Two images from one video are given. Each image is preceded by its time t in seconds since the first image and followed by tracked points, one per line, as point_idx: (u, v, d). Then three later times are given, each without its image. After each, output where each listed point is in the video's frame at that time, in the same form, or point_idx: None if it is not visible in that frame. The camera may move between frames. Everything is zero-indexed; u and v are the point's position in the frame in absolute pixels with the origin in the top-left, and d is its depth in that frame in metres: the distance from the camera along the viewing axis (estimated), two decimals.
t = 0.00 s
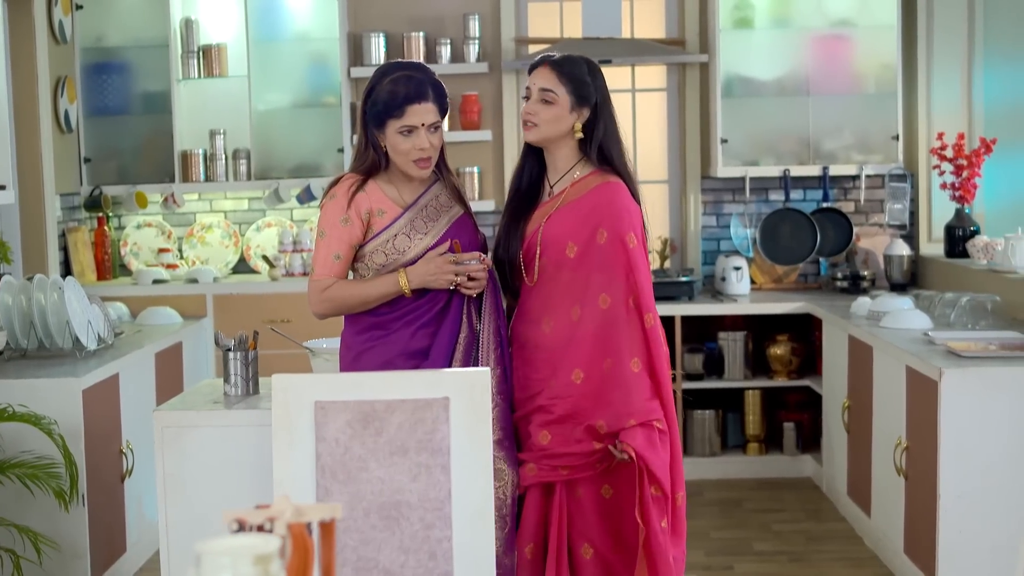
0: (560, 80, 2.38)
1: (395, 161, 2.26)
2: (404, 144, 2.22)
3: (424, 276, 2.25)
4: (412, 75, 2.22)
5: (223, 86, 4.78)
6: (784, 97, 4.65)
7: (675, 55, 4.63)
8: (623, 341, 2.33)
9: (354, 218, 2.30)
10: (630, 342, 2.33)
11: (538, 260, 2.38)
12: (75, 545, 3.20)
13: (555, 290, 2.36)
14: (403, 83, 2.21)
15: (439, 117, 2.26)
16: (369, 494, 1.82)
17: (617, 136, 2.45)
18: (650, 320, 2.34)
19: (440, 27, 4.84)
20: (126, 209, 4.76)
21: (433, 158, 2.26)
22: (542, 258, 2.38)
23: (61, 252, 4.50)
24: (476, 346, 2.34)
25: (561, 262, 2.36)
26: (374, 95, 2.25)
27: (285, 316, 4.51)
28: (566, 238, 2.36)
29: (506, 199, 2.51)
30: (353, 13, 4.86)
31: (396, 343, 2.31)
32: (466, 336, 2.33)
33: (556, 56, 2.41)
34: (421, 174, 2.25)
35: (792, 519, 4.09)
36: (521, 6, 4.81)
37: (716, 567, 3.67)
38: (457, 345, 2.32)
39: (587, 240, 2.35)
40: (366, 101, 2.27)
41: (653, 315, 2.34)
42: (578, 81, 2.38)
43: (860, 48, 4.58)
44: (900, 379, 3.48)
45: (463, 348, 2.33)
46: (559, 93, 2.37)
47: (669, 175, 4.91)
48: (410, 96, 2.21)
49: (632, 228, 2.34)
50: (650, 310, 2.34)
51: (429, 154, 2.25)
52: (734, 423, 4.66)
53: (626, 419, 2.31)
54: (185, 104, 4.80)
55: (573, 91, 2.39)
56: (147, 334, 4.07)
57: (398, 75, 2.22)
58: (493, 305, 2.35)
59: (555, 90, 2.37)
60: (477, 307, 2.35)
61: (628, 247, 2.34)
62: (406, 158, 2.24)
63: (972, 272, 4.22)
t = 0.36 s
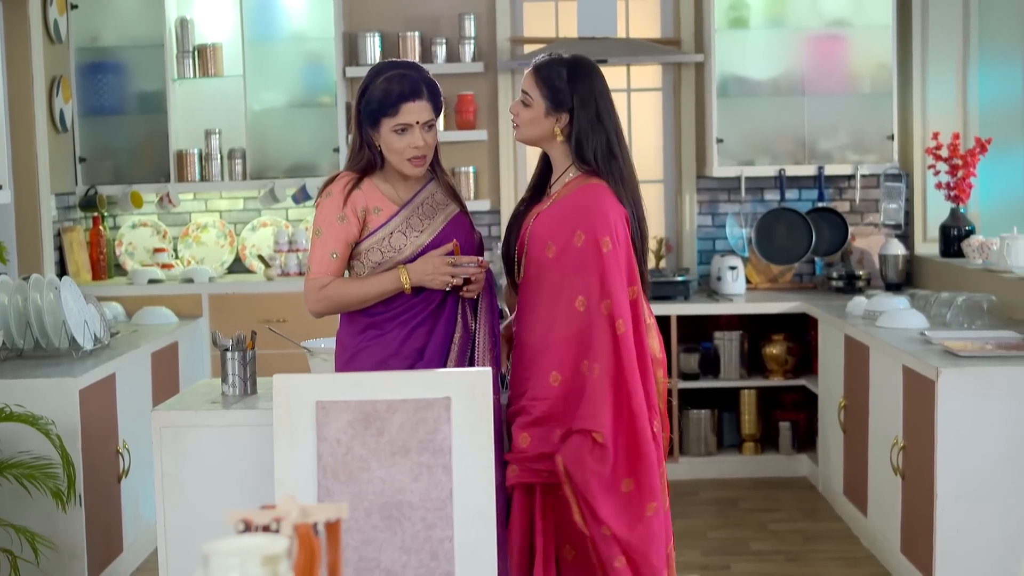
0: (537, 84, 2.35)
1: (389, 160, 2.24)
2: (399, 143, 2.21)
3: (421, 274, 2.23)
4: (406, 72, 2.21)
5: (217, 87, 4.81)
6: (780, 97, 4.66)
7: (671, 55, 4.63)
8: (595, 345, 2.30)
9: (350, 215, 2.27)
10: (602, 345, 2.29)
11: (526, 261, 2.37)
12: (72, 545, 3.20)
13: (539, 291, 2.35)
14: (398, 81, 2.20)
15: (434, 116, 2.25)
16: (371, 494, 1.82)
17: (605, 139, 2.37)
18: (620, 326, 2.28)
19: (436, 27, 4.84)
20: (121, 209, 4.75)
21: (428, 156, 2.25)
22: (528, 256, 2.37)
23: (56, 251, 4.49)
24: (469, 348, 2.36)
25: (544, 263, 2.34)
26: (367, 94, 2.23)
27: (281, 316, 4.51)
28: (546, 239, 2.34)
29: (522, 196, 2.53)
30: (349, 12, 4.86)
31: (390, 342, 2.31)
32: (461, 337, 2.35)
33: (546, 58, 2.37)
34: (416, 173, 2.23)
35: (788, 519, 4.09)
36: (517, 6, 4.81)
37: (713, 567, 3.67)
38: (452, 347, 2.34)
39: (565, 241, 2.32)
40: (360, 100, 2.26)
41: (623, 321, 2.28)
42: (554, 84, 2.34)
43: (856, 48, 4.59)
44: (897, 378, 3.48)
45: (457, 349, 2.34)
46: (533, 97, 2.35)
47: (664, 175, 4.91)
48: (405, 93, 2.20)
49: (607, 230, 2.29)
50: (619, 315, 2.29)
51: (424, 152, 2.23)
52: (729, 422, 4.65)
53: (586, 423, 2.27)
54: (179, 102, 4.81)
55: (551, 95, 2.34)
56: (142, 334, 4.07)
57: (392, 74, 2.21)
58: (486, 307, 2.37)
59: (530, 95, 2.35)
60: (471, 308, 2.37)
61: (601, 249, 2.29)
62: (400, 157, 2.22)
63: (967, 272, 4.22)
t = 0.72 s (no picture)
0: (536, 87, 2.34)
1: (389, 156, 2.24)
2: (399, 140, 2.21)
3: (421, 273, 2.22)
4: (405, 70, 2.21)
5: (215, 86, 4.82)
6: (778, 96, 4.65)
7: (670, 54, 4.63)
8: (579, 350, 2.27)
9: (350, 211, 2.27)
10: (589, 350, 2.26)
11: (530, 265, 2.37)
12: (72, 544, 3.20)
13: (542, 296, 2.34)
14: (397, 78, 2.21)
15: (433, 114, 2.25)
16: (375, 493, 1.82)
17: (602, 142, 2.34)
18: (597, 331, 2.24)
19: (434, 26, 4.83)
20: (119, 208, 4.74)
21: (428, 154, 2.24)
22: (533, 260, 2.36)
23: (54, 251, 4.49)
24: (468, 347, 2.36)
25: (544, 267, 2.34)
26: (367, 91, 2.23)
27: (279, 316, 4.51)
28: (546, 243, 2.33)
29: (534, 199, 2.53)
30: (347, 11, 4.86)
31: (389, 340, 2.30)
32: (459, 337, 2.35)
33: (550, 60, 2.36)
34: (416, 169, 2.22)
35: (787, 517, 4.09)
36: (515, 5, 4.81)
37: (712, 565, 3.67)
38: (451, 346, 2.34)
39: (561, 245, 2.31)
40: (359, 98, 2.26)
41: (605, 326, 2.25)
42: (553, 87, 2.33)
43: (854, 47, 4.59)
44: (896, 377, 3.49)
45: (456, 348, 2.34)
46: (533, 100, 2.34)
47: (662, 174, 4.91)
48: (404, 90, 2.20)
49: (596, 235, 2.26)
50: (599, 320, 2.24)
51: (424, 149, 2.23)
52: (727, 421, 4.65)
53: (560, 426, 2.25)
54: (177, 101, 4.82)
55: (549, 98, 2.33)
56: (140, 333, 4.06)
57: (392, 71, 2.21)
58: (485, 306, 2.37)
59: (529, 97, 2.34)
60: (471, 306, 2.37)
61: (592, 254, 2.26)
62: (400, 153, 2.22)
63: (965, 271, 4.22)
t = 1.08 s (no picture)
0: (542, 84, 2.34)
1: (392, 161, 2.25)
2: (404, 149, 2.22)
3: (422, 271, 2.23)
4: (415, 80, 2.20)
5: (214, 83, 4.76)
6: (775, 94, 4.65)
7: (667, 53, 4.63)
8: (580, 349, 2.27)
9: (350, 208, 2.27)
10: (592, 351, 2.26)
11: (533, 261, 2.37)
12: (71, 543, 3.19)
13: (544, 293, 2.34)
14: (406, 89, 2.19)
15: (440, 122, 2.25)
16: (378, 492, 1.82)
17: (611, 137, 2.35)
18: (608, 332, 2.25)
19: (432, 24, 4.83)
20: (116, 206, 4.74)
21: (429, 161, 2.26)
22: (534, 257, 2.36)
23: (51, 249, 4.48)
24: (466, 346, 2.35)
25: (547, 264, 2.33)
26: (374, 97, 2.22)
27: (277, 314, 4.51)
28: (549, 240, 2.33)
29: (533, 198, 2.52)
30: (344, 9, 4.86)
31: (389, 338, 2.30)
32: (457, 336, 2.34)
33: (553, 56, 2.36)
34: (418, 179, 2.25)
35: (785, 515, 4.10)
36: (512, 2, 4.80)
37: (711, 563, 3.67)
38: (450, 346, 2.34)
39: (565, 244, 2.30)
40: (365, 100, 2.25)
41: (611, 326, 2.25)
42: (560, 83, 2.33)
43: (851, 45, 4.59)
44: (894, 375, 3.49)
45: (455, 347, 2.34)
46: (539, 97, 2.33)
47: (660, 172, 4.92)
48: (413, 103, 2.19)
49: (603, 234, 2.26)
50: (608, 320, 2.25)
51: (427, 159, 2.25)
52: (724, 419, 4.66)
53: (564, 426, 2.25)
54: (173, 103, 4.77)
55: (556, 94, 2.33)
56: (138, 331, 4.06)
57: (403, 82, 2.20)
58: (484, 306, 2.37)
59: (536, 95, 2.34)
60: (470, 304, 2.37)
61: (596, 254, 2.26)
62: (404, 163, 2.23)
63: (963, 269, 4.23)
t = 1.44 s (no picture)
0: (544, 87, 2.33)
1: (398, 162, 2.25)
2: (411, 150, 2.22)
3: (428, 270, 2.22)
4: (422, 80, 2.20)
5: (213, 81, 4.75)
6: (775, 93, 4.65)
7: (667, 52, 4.62)
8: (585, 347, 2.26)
9: (356, 207, 2.27)
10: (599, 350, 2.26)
11: (540, 259, 2.37)
12: (72, 543, 3.19)
13: (551, 292, 2.34)
14: (414, 89, 2.19)
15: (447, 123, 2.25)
16: (384, 491, 1.82)
17: (616, 136, 2.35)
18: (617, 332, 2.25)
19: (431, 24, 4.83)
20: (116, 205, 4.74)
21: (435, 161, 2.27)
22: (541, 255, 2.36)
23: (51, 249, 4.48)
24: (471, 344, 2.35)
25: (554, 263, 2.33)
26: (382, 97, 2.22)
27: (277, 313, 4.51)
28: (557, 239, 2.33)
29: (538, 196, 2.54)
30: (344, 9, 4.86)
31: (394, 337, 2.30)
32: (463, 332, 2.34)
33: (554, 57, 2.36)
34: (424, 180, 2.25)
35: (785, 515, 4.10)
36: (512, 2, 4.80)
37: (712, 562, 3.67)
38: (454, 345, 2.33)
39: (574, 243, 2.30)
40: (373, 100, 2.25)
41: (620, 328, 2.26)
42: (561, 85, 2.32)
43: (850, 44, 4.59)
44: (895, 374, 3.49)
45: (460, 346, 2.34)
46: (542, 100, 2.34)
47: (660, 171, 4.92)
48: (420, 104, 2.19)
49: (613, 234, 2.26)
50: (617, 320, 2.26)
51: (433, 160, 2.25)
52: (724, 419, 4.67)
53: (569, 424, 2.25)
54: (173, 104, 4.77)
55: (559, 97, 2.33)
56: (139, 331, 4.06)
57: (411, 83, 2.20)
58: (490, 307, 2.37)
59: (539, 99, 2.34)
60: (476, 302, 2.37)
61: (605, 255, 2.26)
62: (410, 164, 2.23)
63: (963, 268, 4.24)
